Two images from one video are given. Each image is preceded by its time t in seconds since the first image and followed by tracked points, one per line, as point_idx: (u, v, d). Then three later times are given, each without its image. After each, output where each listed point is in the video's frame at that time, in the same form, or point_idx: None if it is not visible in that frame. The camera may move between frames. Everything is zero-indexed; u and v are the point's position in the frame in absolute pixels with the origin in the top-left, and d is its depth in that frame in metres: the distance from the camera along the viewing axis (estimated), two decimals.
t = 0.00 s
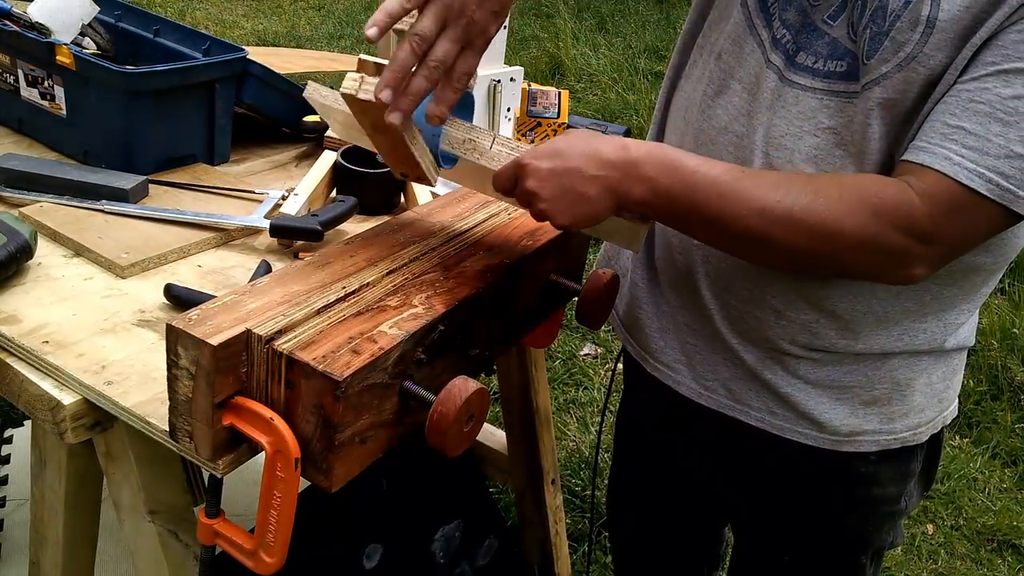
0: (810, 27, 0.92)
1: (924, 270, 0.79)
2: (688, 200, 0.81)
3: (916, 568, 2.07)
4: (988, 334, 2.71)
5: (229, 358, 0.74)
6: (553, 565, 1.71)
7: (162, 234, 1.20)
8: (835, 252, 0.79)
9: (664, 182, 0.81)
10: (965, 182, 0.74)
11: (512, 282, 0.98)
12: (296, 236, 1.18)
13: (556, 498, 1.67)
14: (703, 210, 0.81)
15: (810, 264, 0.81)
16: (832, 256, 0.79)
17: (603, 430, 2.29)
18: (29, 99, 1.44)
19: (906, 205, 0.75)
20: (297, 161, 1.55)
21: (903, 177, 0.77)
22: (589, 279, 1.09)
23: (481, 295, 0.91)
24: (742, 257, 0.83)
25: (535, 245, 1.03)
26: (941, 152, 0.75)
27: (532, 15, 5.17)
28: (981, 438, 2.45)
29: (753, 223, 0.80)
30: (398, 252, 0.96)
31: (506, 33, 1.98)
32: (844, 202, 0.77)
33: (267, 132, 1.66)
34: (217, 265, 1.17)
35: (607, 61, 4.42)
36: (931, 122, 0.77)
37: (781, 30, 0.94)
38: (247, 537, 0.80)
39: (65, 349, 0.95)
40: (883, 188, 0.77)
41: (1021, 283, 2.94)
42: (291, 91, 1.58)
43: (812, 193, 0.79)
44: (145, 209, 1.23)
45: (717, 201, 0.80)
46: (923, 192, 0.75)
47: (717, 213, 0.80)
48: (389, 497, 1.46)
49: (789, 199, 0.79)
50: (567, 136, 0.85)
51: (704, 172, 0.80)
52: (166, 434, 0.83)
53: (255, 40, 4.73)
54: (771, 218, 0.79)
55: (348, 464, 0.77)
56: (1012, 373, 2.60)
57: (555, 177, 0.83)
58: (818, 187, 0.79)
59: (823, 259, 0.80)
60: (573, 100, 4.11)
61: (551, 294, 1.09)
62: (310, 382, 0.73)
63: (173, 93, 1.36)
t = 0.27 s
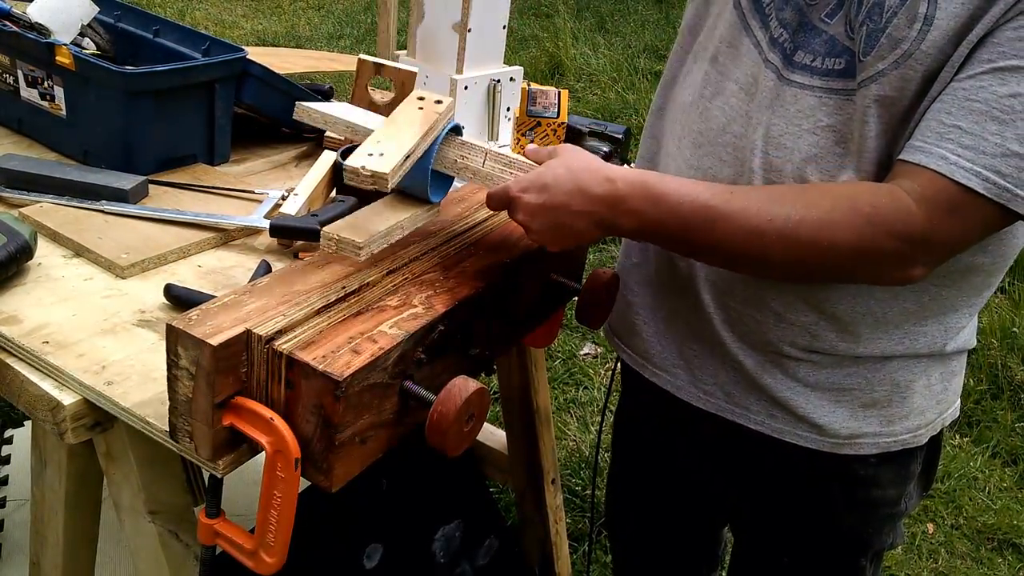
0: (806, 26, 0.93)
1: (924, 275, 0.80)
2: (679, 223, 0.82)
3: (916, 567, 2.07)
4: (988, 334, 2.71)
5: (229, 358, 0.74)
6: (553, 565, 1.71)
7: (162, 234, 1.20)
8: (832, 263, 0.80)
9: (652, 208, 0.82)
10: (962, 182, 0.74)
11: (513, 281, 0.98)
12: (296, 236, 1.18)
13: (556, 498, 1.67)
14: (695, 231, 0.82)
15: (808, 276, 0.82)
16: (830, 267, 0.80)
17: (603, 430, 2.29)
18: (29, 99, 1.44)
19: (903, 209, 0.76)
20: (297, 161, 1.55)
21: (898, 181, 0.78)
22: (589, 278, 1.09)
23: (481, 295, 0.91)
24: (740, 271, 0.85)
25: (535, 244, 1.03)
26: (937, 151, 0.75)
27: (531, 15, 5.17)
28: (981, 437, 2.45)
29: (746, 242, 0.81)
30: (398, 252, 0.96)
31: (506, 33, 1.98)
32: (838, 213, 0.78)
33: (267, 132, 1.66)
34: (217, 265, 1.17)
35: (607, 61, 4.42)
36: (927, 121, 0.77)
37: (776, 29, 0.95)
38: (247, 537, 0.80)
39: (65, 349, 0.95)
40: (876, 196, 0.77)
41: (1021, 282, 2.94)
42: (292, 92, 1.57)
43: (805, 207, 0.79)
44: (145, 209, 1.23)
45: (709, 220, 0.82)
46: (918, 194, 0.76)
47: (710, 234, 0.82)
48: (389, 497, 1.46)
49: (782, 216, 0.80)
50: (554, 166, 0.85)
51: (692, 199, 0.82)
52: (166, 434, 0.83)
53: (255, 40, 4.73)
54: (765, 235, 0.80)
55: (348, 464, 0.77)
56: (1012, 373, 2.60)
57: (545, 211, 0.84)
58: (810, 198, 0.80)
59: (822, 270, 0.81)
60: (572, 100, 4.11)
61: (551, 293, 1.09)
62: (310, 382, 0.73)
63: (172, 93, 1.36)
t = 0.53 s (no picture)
0: (787, 31, 0.98)
1: (913, 253, 0.79)
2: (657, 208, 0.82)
3: (915, 569, 2.07)
4: (988, 336, 2.71)
5: (229, 358, 0.74)
6: (552, 566, 1.71)
7: (162, 234, 1.20)
8: (817, 243, 0.79)
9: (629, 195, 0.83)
10: (944, 147, 0.74)
11: (513, 281, 0.97)
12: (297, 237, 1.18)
13: (556, 499, 1.67)
14: (674, 217, 0.82)
15: (793, 261, 0.82)
16: (816, 247, 0.79)
17: (603, 431, 2.29)
18: (29, 99, 1.44)
19: (885, 178, 0.76)
20: (297, 161, 1.55)
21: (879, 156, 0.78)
22: (589, 280, 1.09)
23: (481, 296, 0.91)
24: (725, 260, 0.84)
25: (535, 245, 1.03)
26: (920, 118, 0.76)
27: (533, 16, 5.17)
28: (981, 439, 2.45)
29: (727, 227, 0.81)
30: (398, 252, 0.96)
31: (507, 34, 1.98)
32: (818, 189, 0.78)
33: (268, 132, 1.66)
34: (217, 265, 1.17)
35: (608, 62, 4.42)
36: (911, 92, 0.78)
37: (755, 39, 1.00)
38: (246, 538, 0.79)
39: (65, 349, 0.95)
40: (856, 169, 0.77)
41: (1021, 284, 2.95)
42: (292, 92, 1.57)
43: (784, 186, 0.80)
44: (145, 209, 1.23)
45: (689, 205, 0.82)
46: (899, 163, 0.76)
47: (689, 220, 0.82)
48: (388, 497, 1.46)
49: (761, 197, 0.80)
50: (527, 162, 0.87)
51: (669, 186, 0.82)
52: (166, 434, 0.83)
53: (256, 40, 4.73)
54: (743, 220, 0.80)
55: (348, 464, 0.77)
56: (1012, 375, 2.60)
57: (519, 207, 0.87)
58: (789, 177, 0.80)
59: (808, 250, 0.80)
60: (573, 101, 4.11)
61: (551, 295, 1.09)
62: (310, 382, 0.73)
63: (173, 93, 1.36)
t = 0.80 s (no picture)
0: (772, 27, 0.98)
1: (898, 233, 0.80)
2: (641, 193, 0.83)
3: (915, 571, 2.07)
4: (988, 337, 2.71)
5: (229, 358, 0.74)
6: (552, 566, 1.71)
7: (163, 233, 1.20)
8: (802, 226, 0.79)
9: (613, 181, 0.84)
10: (926, 126, 0.75)
11: (513, 281, 0.97)
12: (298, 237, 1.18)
13: (555, 499, 1.67)
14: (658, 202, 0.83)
15: (780, 246, 0.82)
16: (801, 231, 0.80)
17: (603, 431, 2.29)
18: (30, 98, 1.44)
19: (867, 158, 0.76)
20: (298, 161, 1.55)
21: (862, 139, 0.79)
22: (589, 280, 1.09)
23: (481, 296, 0.91)
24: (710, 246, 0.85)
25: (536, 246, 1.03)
26: (901, 100, 0.76)
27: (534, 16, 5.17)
28: (981, 441, 2.45)
29: (711, 211, 0.82)
30: (398, 252, 0.96)
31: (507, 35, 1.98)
32: (800, 170, 0.78)
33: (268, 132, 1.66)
34: (217, 265, 1.17)
35: (609, 63, 4.42)
36: (893, 76, 0.79)
37: (744, 37, 1.01)
38: (247, 537, 0.79)
39: (65, 348, 0.95)
40: (833, 151, 0.78)
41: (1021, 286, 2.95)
42: (291, 91, 1.57)
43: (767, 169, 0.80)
44: (145, 209, 1.23)
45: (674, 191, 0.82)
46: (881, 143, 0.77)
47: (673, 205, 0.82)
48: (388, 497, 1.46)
49: (740, 182, 0.81)
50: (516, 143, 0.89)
51: (652, 173, 0.83)
52: (166, 434, 0.83)
53: (257, 39, 4.73)
54: (726, 207, 0.81)
55: (348, 464, 0.77)
56: (1012, 377, 2.60)
57: (509, 190, 0.89)
58: (771, 160, 0.80)
59: (793, 233, 0.80)
60: (574, 102, 4.11)
61: (551, 296, 1.09)
62: (310, 382, 0.73)
63: (174, 92, 1.36)
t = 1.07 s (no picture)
0: (773, 26, 0.99)
1: (886, 236, 0.81)
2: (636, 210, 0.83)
3: (915, 570, 2.07)
4: (988, 335, 2.71)
5: (229, 358, 0.74)
6: (552, 565, 1.71)
7: (162, 233, 1.20)
8: (792, 232, 0.80)
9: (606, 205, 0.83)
10: (919, 134, 0.76)
11: (513, 281, 0.98)
12: (297, 237, 1.18)
13: (555, 499, 1.67)
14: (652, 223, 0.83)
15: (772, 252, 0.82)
16: (792, 238, 0.80)
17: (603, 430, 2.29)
18: (30, 98, 1.44)
19: (858, 166, 0.77)
20: (297, 161, 1.55)
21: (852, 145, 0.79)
22: (589, 280, 1.10)
23: (481, 296, 0.91)
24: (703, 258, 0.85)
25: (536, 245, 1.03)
26: (894, 106, 0.78)
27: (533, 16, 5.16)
28: (981, 439, 2.45)
29: (704, 226, 0.81)
30: (397, 252, 0.96)
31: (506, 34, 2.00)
32: (790, 181, 0.79)
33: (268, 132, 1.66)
34: (217, 265, 1.17)
35: (608, 62, 4.42)
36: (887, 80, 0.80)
37: (744, 36, 1.01)
38: (247, 537, 0.79)
39: (65, 349, 0.95)
40: (823, 159, 0.78)
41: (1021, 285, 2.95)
42: (291, 91, 1.58)
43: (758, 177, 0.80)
44: (145, 209, 1.23)
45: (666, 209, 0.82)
46: (870, 150, 0.78)
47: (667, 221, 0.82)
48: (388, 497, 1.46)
49: (731, 195, 0.80)
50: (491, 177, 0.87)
51: (643, 192, 0.82)
52: (166, 434, 0.83)
53: (256, 39, 4.73)
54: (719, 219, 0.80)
55: (348, 464, 0.77)
56: (1012, 375, 2.61)
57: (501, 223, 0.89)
58: (762, 170, 0.80)
59: (785, 240, 0.81)
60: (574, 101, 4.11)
61: (551, 296, 1.09)
62: (310, 382, 0.73)
63: (173, 92, 1.36)
